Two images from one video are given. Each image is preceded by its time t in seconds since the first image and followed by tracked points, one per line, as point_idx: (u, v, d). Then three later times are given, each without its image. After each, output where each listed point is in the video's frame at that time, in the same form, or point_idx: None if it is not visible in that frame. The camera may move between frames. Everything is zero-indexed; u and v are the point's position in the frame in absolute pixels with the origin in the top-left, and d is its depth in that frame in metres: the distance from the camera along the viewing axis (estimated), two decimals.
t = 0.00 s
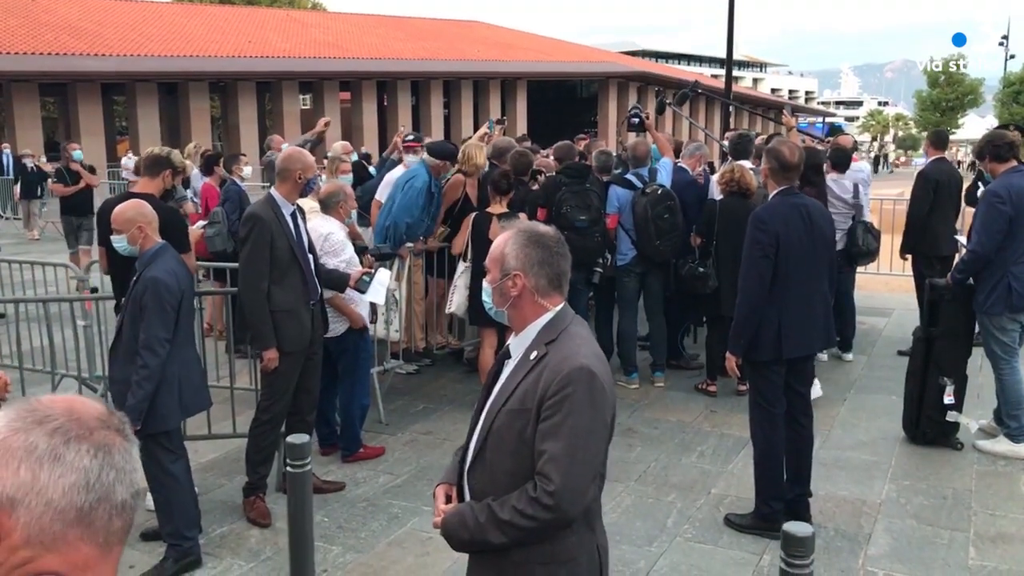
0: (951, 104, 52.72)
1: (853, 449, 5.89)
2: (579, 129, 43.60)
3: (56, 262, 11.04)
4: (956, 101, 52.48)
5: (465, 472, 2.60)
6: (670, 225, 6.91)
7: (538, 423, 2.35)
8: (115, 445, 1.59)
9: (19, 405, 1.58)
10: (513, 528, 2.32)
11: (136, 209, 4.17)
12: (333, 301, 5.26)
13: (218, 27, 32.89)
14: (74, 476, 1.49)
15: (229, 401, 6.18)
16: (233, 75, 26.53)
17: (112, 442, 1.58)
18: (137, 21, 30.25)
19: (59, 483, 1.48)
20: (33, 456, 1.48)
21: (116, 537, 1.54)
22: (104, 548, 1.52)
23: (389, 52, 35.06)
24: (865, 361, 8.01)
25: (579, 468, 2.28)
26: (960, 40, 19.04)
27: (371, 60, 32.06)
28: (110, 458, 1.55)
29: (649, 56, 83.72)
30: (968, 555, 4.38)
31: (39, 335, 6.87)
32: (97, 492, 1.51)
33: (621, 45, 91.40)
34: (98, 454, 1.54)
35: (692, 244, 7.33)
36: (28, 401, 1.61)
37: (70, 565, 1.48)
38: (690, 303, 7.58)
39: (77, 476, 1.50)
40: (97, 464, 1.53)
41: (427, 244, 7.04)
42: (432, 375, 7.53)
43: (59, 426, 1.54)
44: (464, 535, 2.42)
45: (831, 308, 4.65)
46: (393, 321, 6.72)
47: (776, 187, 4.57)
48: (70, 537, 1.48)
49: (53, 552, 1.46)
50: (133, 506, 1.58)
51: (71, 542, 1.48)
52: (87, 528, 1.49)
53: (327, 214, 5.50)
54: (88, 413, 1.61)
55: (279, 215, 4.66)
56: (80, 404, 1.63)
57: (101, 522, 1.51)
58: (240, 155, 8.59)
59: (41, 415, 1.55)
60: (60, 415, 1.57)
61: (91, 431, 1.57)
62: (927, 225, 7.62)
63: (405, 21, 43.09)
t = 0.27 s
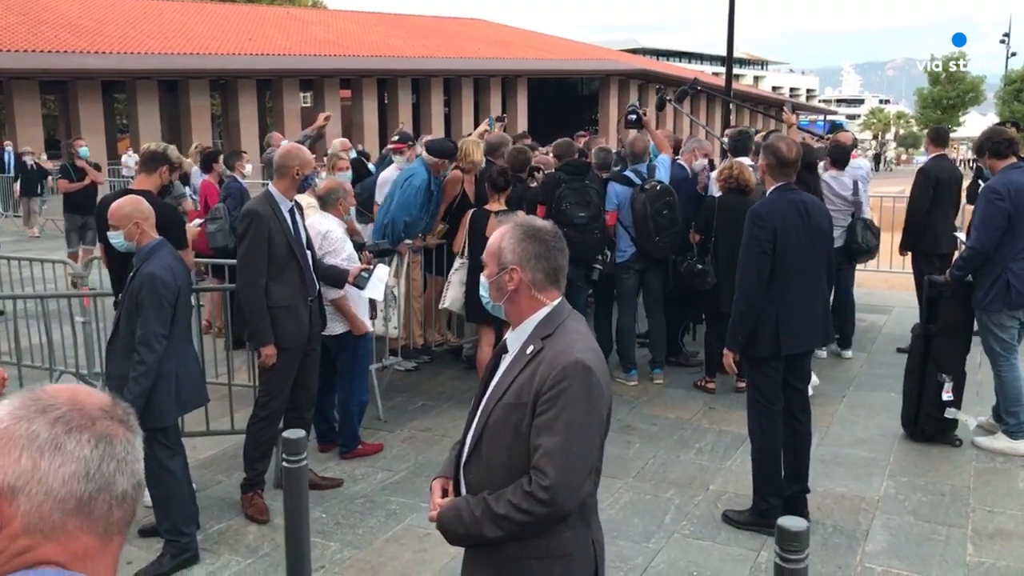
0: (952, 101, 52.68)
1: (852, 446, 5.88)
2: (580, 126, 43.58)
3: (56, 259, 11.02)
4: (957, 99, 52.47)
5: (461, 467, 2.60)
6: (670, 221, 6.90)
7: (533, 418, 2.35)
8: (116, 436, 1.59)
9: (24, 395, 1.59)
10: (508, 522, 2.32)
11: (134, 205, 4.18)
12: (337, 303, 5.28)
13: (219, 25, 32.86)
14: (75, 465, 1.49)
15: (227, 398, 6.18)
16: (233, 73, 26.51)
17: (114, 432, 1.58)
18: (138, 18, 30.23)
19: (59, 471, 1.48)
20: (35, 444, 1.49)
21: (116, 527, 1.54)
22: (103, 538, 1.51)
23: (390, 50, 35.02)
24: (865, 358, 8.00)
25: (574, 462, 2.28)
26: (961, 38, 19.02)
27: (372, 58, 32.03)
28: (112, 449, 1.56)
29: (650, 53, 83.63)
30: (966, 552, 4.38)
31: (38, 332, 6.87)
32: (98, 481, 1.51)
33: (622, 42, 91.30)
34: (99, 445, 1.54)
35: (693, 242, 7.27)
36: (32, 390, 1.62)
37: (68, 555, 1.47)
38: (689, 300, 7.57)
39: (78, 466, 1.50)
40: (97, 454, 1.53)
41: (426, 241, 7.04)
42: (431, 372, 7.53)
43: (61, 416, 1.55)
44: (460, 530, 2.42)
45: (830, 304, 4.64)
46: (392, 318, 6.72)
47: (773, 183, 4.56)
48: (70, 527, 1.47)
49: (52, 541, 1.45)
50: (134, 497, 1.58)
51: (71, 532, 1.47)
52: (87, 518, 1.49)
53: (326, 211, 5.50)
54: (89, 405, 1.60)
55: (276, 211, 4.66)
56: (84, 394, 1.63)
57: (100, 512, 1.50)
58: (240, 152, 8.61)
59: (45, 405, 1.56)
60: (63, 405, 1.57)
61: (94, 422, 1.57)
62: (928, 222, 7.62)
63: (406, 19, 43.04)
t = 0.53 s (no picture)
0: (954, 100, 52.64)
1: (851, 443, 5.89)
2: (581, 125, 43.58)
3: (57, 257, 11.04)
4: (959, 97, 52.44)
5: (459, 463, 2.61)
6: (670, 216, 6.94)
7: (530, 415, 2.36)
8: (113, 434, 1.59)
9: (22, 390, 1.60)
10: (503, 518, 2.34)
11: (132, 203, 4.20)
12: (332, 300, 5.29)
13: (220, 23, 32.87)
14: (70, 462, 1.50)
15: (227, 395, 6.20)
16: (234, 72, 26.52)
17: (112, 429, 1.59)
18: (139, 17, 30.24)
19: (56, 468, 1.48)
20: (32, 441, 1.50)
21: (112, 525, 1.54)
22: (98, 536, 1.52)
23: (391, 48, 35.02)
24: (864, 356, 8.01)
25: (570, 459, 2.29)
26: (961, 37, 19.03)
27: (372, 57, 32.03)
28: (109, 446, 1.57)
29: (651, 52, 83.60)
30: (963, 549, 4.39)
31: (39, 329, 6.89)
32: (94, 479, 1.52)
33: (623, 41, 91.25)
34: (96, 442, 1.55)
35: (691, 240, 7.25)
36: (32, 385, 1.64)
37: (63, 553, 1.48)
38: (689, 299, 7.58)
39: (74, 463, 1.51)
40: (94, 451, 1.54)
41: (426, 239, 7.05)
42: (431, 370, 7.54)
43: (59, 412, 1.56)
44: (456, 525, 2.43)
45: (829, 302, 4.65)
46: (392, 316, 6.74)
47: (771, 181, 4.57)
48: (65, 524, 1.48)
49: (46, 539, 1.46)
50: (131, 495, 1.59)
51: (65, 529, 1.48)
52: (83, 516, 1.49)
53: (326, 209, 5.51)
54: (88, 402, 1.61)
55: (275, 209, 4.67)
56: (83, 390, 1.65)
57: (96, 509, 1.51)
58: (242, 149, 8.65)
59: (43, 400, 1.57)
60: (61, 401, 1.58)
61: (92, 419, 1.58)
62: (930, 220, 7.64)
63: (407, 17, 43.04)
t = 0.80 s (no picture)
0: (954, 98, 52.62)
1: (850, 441, 5.88)
2: (581, 123, 43.57)
3: (57, 254, 11.02)
4: (959, 95, 52.42)
5: (457, 458, 2.61)
6: (671, 208, 6.95)
7: (527, 411, 2.35)
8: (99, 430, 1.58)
9: (9, 386, 1.60)
10: (499, 514, 2.33)
11: (130, 200, 4.16)
12: (328, 298, 5.27)
13: (220, 21, 32.83)
14: (54, 459, 1.49)
15: (226, 393, 6.19)
16: (234, 70, 26.50)
17: (98, 424, 1.58)
18: (139, 15, 30.21)
19: (39, 465, 1.47)
20: (16, 438, 1.49)
21: (99, 522, 1.53)
22: (85, 533, 1.50)
23: (391, 46, 34.99)
24: (865, 354, 8.00)
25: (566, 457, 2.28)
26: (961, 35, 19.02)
27: (372, 55, 32.01)
28: (95, 442, 1.55)
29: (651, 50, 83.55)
30: (963, 547, 4.38)
31: (37, 327, 6.87)
32: (79, 476, 1.50)
33: (623, 39, 91.18)
34: (81, 438, 1.54)
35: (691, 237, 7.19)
36: (20, 381, 1.63)
37: (48, 551, 1.46)
38: (689, 296, 7.57)
39: (58, 459, 1.49)
40: (78, 447, 1.52)
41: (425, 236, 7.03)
42: (430, 368, 7.54)
43: (43, 407, 1.55)
44: (453, 521, 2.43)
45: (828, 300, 4.64)
46: (392, 314, 6.73)
47: (771, 178, 4.56)
48: (49, 521, 1.46)
49: (30, 537, 1.45)
50: (120, 491, 1.57)
51: (50, 527, 1.46)
52: (67, 513, 1.48)
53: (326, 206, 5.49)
54: (75, 398, 1.60)
55: (274, 205, 4.66)
56: (71, 385, 1.63)
57: (81, 507, 1.49)
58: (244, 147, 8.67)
59: (28, 396, 1.56)
60: (46, 396, 1.57)
61: (78, 414, 1.57)
62: (935, 218, 7.63)
63: (407, 15, 42.99)
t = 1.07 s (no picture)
0: (955, 96, 52.57)
1: (852, 438, 5.87)
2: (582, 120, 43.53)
3: (57, 251, 10.99)
4: (959, 93, 52.37)
5: (461, 453, 2.60)
6: (671, 205, 6.93)
7: (531, 407, 2.34)
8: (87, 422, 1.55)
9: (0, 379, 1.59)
10: (502, 509, 2.32)
11: (130, 197, 4.16)
12: (337, 295, 5.28)
13: (220, 18, 32.79)
14: (40, 453, 1.48)
15: (226, 389, 6.18)
16: (233, 66, 26.47)
17: (86, 416, 1.56)
18: (138, 12, 30.17)
19: (24, 459, 1.46)
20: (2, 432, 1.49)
21: (89, 516, 1.51)
22: (72, 528, 1.49)
23: (391, 43, 34.95)
24: (866, 351, 7.99)
25: (569, 453, 2.26)
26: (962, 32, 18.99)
27: (372, 52, 31.98)
28: (82, 435, 1.53)
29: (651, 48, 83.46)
30: (965, 543, 4.38)
31: (37, 323, 6.86)
32: (65, 470, 1.49)
33: (624, 36, 91.09)
34: (68, 431, 1.52)
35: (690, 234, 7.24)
36: (11, 371, 1.62)
37: (35, 546, 1.45)
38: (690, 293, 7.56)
39: (43, 454, 1.48)
40: (64, 441, 1.51)
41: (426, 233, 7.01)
42: (431, 365, 7.53)
43: (30, 401, 1.53)
44: (456, 516, 2.42)
45: (829, 296, 4.63)
46: (392, 311, 6.71)
47: (773, 174, 4.55)
48: (36, 516, 1.46)
49: (17, 532, 1.45)
50: (109, 484, 1.55)
51: (36, 522, 1.46)
52: (53, 507, 1.47)
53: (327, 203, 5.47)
54: (63, 390, 1.58)
55: (275, 201, 4.64)
56: (61, 376, 1.62)
57: (69, 501, 1.48)
58: (244, 142, 8.66)
59: (14, 388, 1.55)
60: (34, 389, 1.56)
61: (66, 406, 1.55)
62: (939, 215, 7.61)
63: (407, 12, 42.94)
